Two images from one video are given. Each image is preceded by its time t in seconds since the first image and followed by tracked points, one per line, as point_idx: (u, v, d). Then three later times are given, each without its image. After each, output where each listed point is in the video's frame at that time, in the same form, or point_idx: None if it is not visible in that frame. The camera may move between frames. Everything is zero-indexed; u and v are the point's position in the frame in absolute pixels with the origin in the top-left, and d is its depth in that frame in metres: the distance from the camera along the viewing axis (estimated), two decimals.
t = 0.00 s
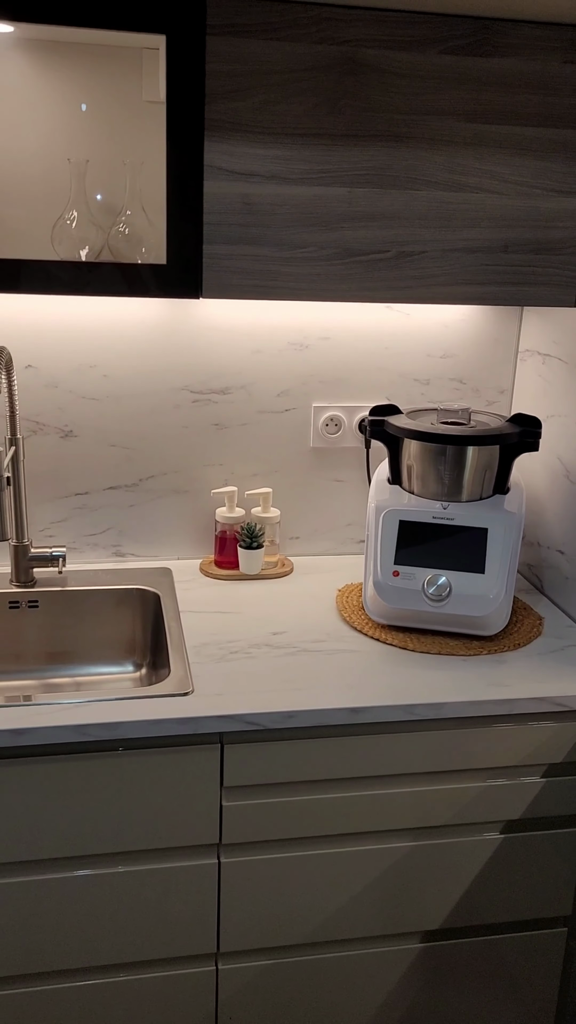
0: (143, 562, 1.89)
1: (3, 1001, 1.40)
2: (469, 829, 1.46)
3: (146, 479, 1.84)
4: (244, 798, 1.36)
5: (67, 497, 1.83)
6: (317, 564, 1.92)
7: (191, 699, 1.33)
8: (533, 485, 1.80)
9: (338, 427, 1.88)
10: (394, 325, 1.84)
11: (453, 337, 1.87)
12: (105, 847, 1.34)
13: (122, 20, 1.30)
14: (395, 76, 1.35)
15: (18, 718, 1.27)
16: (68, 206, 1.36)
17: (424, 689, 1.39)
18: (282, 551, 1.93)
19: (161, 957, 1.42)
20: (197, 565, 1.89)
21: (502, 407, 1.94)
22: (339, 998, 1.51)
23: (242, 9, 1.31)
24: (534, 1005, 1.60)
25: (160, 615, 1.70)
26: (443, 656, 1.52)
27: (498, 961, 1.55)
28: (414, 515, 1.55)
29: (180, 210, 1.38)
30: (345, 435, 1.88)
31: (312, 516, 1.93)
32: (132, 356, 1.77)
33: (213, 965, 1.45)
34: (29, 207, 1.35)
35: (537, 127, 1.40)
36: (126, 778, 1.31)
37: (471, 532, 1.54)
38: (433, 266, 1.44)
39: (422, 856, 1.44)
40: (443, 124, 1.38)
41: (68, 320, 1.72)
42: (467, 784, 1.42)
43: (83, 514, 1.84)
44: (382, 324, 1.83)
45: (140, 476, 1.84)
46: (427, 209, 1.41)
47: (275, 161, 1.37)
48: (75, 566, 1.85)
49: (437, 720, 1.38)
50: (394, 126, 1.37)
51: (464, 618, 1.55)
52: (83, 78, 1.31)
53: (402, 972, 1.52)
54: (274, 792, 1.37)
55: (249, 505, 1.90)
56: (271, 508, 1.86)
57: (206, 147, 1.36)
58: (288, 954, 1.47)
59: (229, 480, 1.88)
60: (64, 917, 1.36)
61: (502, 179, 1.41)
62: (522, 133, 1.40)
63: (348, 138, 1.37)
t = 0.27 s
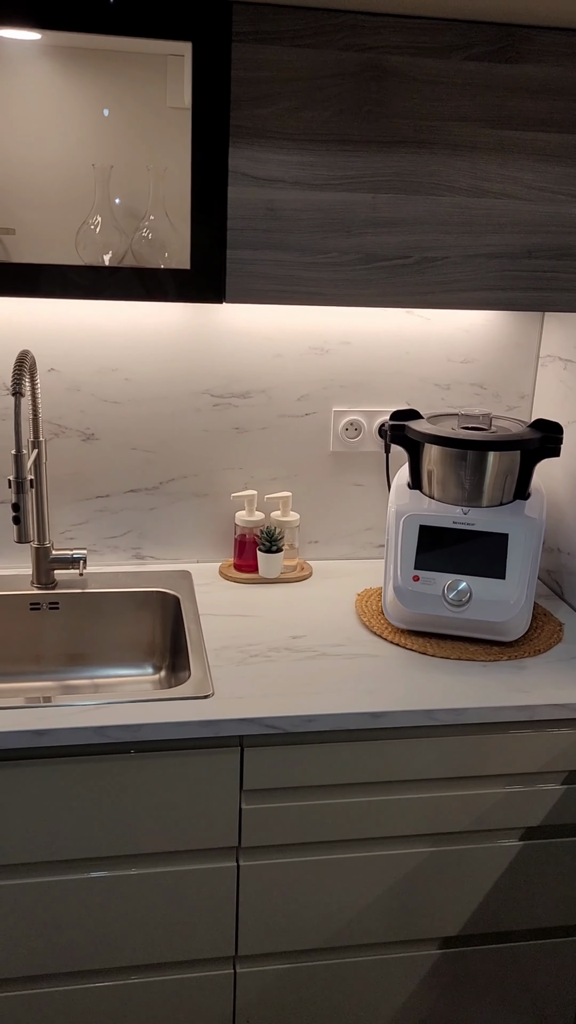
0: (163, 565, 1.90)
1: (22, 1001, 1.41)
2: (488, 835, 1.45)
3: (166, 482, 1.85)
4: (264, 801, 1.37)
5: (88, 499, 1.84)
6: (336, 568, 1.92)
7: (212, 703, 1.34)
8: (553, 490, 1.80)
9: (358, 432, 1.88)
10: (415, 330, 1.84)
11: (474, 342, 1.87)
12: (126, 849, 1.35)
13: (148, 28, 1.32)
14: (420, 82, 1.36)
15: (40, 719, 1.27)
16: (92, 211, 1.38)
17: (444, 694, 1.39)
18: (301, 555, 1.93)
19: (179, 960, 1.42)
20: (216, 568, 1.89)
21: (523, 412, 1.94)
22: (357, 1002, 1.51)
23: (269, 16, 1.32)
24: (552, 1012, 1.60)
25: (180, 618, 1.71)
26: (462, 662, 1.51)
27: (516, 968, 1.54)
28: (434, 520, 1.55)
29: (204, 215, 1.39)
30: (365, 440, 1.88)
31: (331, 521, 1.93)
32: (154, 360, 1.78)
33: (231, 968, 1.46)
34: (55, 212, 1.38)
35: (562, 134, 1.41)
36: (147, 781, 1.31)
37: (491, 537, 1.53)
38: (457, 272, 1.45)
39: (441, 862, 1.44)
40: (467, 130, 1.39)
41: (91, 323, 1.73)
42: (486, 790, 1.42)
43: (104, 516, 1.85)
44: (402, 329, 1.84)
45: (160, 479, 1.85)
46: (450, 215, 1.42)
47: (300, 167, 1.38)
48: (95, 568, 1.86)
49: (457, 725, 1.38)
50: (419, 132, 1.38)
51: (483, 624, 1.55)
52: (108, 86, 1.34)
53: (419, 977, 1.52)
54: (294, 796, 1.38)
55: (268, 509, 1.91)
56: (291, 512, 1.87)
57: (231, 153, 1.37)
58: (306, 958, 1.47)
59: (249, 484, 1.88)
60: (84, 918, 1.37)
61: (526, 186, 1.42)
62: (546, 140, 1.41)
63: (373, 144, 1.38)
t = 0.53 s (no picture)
0: (181, 567, 1.91)
1: (40, 999, 1.42)
2: (506, 840, 1.45)
3: (185, 484, 1.86)
4: (282, 803, 1.37)
5: (107, 500, 1.84)
6: (354, 571, 1.92)
7: (231, 705, 1.34)
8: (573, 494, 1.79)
9: (377, 435, 1.88)
10: (435, 333, 1.84)
11: (494, 346, 1.86)
12: (144, 850, 1.35)
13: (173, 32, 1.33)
14: (444, 86, 1.37)
15: (60, 718, 1.28)
16: (115, 213, 1.42)
17: (463, 698, 1.39)
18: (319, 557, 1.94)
19: (195, 960, 1.43)
20: (235, 569, 1.90)
21: (543, 416, 1.94)
22: (373, 1005, 1.51)
23: (293, 20, 1.33)
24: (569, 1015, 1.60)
25: (199, 619, 1.71)
26: (482, 666, 1.51)
27: (533, 972, 1.54)
28: (454, 523, 1.54)
29: (226, 218, 1.40)
30: (384, 443, 1.88)
31: (349, 524, 1.93)
32: (174, 362, 1.78)
33: (248, 969, 1.46)
34: (79, 215, 1.41)
35: None
36: (166, 782, 1.32)
37: (511, 541, 1.53)
38: (480, 275, 1.47)
39: (459, 867, 1.44)
40: (491, 134, 1.40)
41: (112, 325, 1.74)
42: (505, 795, 1.42)
43: (123, 518, 1.86)
44: (423, 332, 1.83)
45: (180, 481, 1.86)
46: (474, 219, 1.43)
47: (323, 170, 1.39)
48: (114, 568, 1.87)
49: (476, 730, 1.37)
50: (442, 136, 1.39)
51: (503, 628, 1.54)
52: (132, 91, 1.37)
53: (436, 981, 1.52)
54: (312, 798, 1.38)
55: (287, 512, 1.91)
56: (309, 515, 1.87)
57: (254, 156, 1.38)
58: (322, 961, 1.47)
59: (268, 486, 1.89)
60: (102, 918, 1.37)
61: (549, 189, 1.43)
62: (569, 143, 1.41)
63: (396, 147, 1.39)
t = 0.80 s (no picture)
0: (203, 570, 1.91)
1: (60, 999, 1.42)
2: (528, 848, 1.44)
3: (208, 487, 1.86)
4: (303, 808, 1.37)
5: (131, 503, 1.85)
6: (376, 576, 1.92)
7: (254, 708, 1.34)
8: None
9: (401, 440, 1.88)
10: (460, 338, 1.83)
11: (519, 351, 1.86)
12: (165, 852, 1.35)
13: (204, 36, 1.34)
14: (474, 91, 1.37)
15: (83, 719, 1.29)
16: (142, 217, 1.42)
17: (487, 705, 1.38)
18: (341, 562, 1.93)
19: (215, 963, 1.43)
20: (257, 573, 1.90)
21: (568, 422, 1.93)
22: (393, 1011, 1.51)
23: (323, 25, 1.34)
24: None
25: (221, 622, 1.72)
26: (505, 673, 1.50)
27: (554, 981, 1.53)
28: (478, 529, 1.54)
29: (254, 222, 1.42)
30: (408, 448, 1.88)
31: (372, 528, 1.93)
32: (199, 365, 1.79)
33: (267, 973, 1.46)
34: (107, 219, 1.42)
35: None
36: (188, 784, 1.32)
37: (536, 547, 1.52)
38: (508, 280, 1.47)
39: (480, 874, 1.43)
40: (519, 139, 1.40)
41: (138, 328, 1.75)
42: (527, 803, 1.41)
43: (146, 520, 1.87)
44: (448, 337, 1.83)
45: (203, 484, 1.86)
46: (502, 223, 1.44)
47: (352, 174, 1.40)
48: (137, 571, 1.88)
49: (500, 737, 1.37)
50: (471, 141, 1.39)
51: (527, 635, 1.53)
52: (161, 95, 1.38)
53: (456, 989, 1.51)
54: (333, 802, 1.37)
55: (309, 516, 1.91)
56: (332, 519, 1.87)
57: (284, 160, 1.39)
58: (342, 966, 1.47)
59: (290, 490, 1.89)
60: (123, 919, 1.38)
61: None
62: None
63: (425, 152, 1.40)
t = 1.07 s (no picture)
0: (224, 573, 1.91)
1: (79, 1000, 1.42)
2: (550, 858, 1.43)
3: (230, 491, 1.87)
4: (324, 813, 1.36)
5: (153, 505, 1.86)
6: (397, 581, 1.91)
7: (276, 712, 1.34)
8: None
9: (423, 445, 1.87)
10: (484, 343, 1.83)
11: (544, 357, 1.85)
12: (186, 855, 1.35)
13: (232, 42, 1.34)
14: (502, 96, 1.37)
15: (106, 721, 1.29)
16: (168, 221, 1.43)
17: (510, 713, 1.37)
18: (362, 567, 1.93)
19: (234, 968, 1.43)
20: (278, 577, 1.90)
21: None
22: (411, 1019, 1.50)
23: (352, 30, 1.34)
24: None
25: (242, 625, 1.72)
26: (527, 681, 1.49)
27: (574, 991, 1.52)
28: (502, 535, 1.53)
29: (279, 226, 1.42)
30: (430, 453, 1.88)
31: (394, 533, 1.92)
32: (222, 369, 1.79)
33: (285, 978, 1.45)
34: (133, 223, 1.43)
35: None
36: (209, 788, 1.32)
37: (560, 554, 1.51)
38: (534, 287, 1.47)
39: (501, 883, 1.42)
40: (548, 144, 1.40)
41: (162, 332, 1.75)
42: (549, 813, 1.40)
43: (168, 523, 1.87)
44: (471, 342, 1.82)
45: (225, 487, 1.86)
46: (529, 229, 1.44)
47: (379, 179, 1.40)
48: (158, 573, 1.88)
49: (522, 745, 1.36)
50: (500, 146, 1.39)
51: (550, 642, 1.52)
52: (189, 100, 1.38)
53: (475, 998, 1.50)
54: (355, 808, 1.37)
55: (331, 520, 1.91)
56: (354, 523, 1.87)
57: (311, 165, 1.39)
58: (361, 973, 1.46)
59: (312, 494, 1.89)
60: (142, 922, 1.38)
61: None
62: None
63: (452, 157, 1.39)
